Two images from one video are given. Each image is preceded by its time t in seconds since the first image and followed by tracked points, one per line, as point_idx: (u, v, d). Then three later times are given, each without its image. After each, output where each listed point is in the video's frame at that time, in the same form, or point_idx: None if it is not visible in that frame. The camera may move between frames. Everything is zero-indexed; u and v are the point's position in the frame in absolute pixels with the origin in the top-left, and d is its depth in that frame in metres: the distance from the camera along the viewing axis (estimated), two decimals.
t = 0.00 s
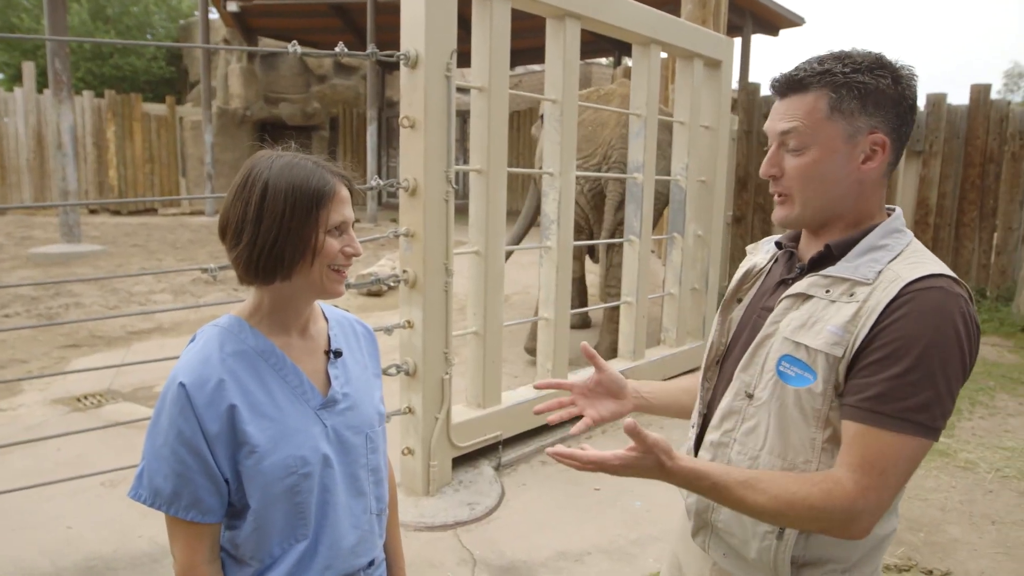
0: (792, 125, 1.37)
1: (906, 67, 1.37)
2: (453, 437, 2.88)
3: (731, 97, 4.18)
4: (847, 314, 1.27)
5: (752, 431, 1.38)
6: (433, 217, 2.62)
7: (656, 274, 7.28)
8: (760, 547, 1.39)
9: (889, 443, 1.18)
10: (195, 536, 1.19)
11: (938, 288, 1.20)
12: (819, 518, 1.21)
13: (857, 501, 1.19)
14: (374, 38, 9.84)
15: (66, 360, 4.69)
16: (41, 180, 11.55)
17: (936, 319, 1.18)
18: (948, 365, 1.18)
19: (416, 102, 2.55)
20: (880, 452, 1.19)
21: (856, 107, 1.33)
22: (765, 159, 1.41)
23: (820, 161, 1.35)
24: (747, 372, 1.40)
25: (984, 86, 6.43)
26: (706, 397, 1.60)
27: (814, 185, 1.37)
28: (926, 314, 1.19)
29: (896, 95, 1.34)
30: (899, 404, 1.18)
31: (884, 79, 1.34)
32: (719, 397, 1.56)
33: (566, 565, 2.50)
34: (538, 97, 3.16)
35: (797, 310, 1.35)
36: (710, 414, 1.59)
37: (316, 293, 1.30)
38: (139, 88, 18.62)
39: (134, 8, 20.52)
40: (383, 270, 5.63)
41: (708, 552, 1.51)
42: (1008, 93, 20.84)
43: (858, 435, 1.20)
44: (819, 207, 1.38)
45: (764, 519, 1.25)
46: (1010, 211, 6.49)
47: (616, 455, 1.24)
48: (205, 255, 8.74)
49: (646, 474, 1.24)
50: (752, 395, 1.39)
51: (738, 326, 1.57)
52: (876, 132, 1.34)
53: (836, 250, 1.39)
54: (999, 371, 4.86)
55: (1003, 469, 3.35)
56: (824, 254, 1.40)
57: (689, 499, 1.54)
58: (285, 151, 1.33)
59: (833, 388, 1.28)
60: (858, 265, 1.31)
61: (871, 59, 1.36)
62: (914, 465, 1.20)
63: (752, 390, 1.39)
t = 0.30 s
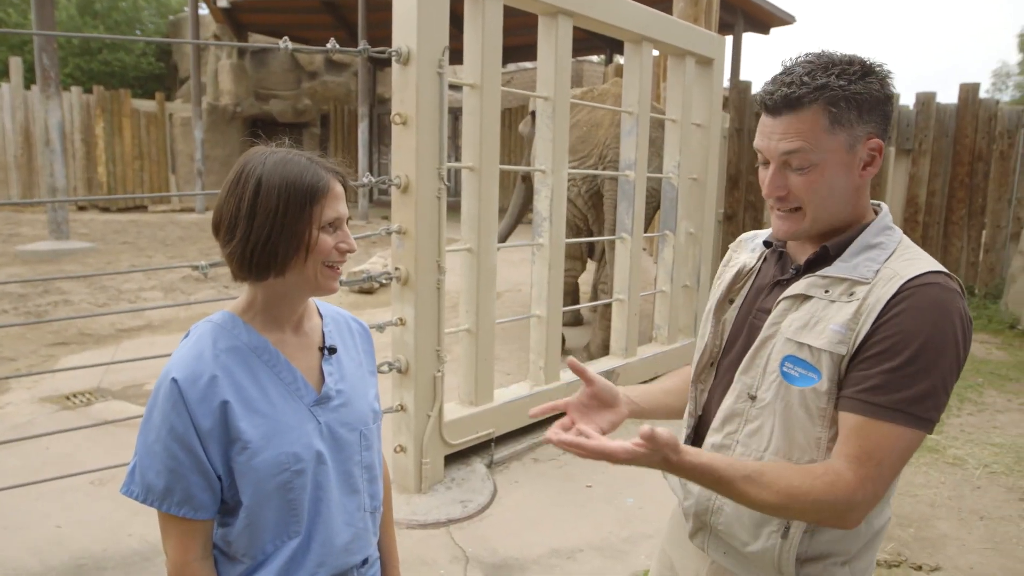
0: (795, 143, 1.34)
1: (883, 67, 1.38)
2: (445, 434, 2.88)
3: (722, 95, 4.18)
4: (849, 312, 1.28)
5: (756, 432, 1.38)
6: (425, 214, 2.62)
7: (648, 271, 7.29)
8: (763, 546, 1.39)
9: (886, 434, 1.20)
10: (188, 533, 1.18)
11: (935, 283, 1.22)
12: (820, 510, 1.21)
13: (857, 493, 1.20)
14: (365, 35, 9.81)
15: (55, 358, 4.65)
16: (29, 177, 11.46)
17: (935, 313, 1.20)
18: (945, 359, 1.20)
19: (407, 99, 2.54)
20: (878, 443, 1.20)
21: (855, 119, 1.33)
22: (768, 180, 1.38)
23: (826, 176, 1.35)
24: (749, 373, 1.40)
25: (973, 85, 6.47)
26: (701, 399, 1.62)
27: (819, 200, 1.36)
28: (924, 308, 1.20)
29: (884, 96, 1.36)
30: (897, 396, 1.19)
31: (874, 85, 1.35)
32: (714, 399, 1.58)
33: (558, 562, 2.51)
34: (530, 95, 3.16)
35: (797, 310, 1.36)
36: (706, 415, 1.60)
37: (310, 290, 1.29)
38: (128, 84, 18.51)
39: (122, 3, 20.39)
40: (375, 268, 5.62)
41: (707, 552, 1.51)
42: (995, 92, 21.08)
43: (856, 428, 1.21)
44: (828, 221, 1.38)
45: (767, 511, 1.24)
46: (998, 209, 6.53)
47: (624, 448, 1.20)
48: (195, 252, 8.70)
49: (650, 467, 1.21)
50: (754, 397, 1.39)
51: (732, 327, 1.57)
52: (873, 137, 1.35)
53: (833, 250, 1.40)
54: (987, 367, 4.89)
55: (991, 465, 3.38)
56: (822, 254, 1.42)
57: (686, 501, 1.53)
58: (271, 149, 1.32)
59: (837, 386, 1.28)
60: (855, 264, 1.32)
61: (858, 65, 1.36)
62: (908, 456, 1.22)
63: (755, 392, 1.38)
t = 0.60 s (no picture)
0: (790, 136, 1.37)
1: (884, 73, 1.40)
2: (443, 435, 2.88)
3: (719, 96, 4.19)
4: (854, 308, 1.28)
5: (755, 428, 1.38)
6: (422, 215, 2.62)
7: (646, 272, 7.31)
8: (759, 544, 1.39)
9: (889, 424, 1.20)
10: (186, 534, 1.18)
11: (943, 284, 1.25)
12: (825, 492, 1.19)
13: (862, 481, 1.19)
14: (362, 36, 9.81)
15: (53, 360, 4.65)
16: (26, 179, 11.45)
17: (940, 310, 1.23)
18: (946, 355, 1.22)
19: (405, 100, 2.54)
20: (882, 433, 1.20)
21: (850, 114, 1.34)
22: (765, 172, 1.40)
23: (820, 170, 1.36)
24: (749, 368, 1.40)
25: (969, 85, 6.48)
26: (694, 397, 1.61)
27: (814, 193, 1.37)
28: (930, 306, 1.23)
29: (880, 98, 1.37)
30: (900, 388, 1.21)
31: (870, 85, 1.37)
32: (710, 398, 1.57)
33: (557, 563, 2.51)
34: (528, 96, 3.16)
35: (800, 306, 1.36)
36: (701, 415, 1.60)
37: (307, 291, 1.29)
38: (125, 86, 18.49)
39: (119, 4, 20.38)
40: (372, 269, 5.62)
41: (699, 552, 1.51)
42: (993, 93, 21.14)
43: (861, 417, 1.21)
44: (821, 216, 1.39)
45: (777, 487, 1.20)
46: (995, 209, 6.55)
47: (670, 387, 1.13)
48: (192, 254, 8.70)
49: (683, 414, 1.15)
50: (755, 392, 1.39)
51: (730, 325, 1.57)
52: (869, 135, 1.35)
53: (836, 249, 1.39)
54: (984, 367, 4.90)
55: (989, 465, 3.38)
56: (825, 253, 1.41)
57: (682, 498, 1.52)
58: (273, 149, 1.33)
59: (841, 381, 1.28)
60: (859, 262, 1.33)
61: (854, 67, 1.38)
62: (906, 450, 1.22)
63: (756, 386, 1.38)
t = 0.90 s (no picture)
0: (781, 123, 1.38)
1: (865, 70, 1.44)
2: (438, 435, 2.87)
3: (713, 96, 4.20)
4: (839, 304, 1.29)
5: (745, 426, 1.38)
6: (416, 215, 2.61)
7: (640, 272, 7.31)
8: (756, 542, 1.40)
9: (876, 418, 1.21)
10: (176, 534, 1.18)
11: (925, 276, 1.26)
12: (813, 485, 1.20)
13: (849, 475, 1.20)
14: (355, 36, 9.80)
15: (44, 361, 4.63)
16: (17, 178, 11.40)
17: (922, 303, 1.23)
18: (930, 348, 1.23)
19: (399, 100, 2.54)
20: (868, 427, 1.21)
21: (837, 104, 1.36)
22: (754, 159, 1.40)
23: (809, 157, 1.36)
24: (737, 368, 1.40)
25: (961, 86, 6.52)
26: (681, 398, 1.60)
27: (803, 181, 1.38)
28: (913, 300, 1.23)
29: (862, 92, 1.40)
30: (885, 382, 1.22)
31: (854, 78, 1.40)
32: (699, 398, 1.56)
33: (552, 562, 2.51)
34: (522, 96, 3.16)
35: (786, 304, 1.36)
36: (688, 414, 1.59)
37: (299, 290, 1.29)
38: (116, 85, 18.42)
39: (111, 3, 20.29)
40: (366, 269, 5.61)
41: (695, 553, 1.51)
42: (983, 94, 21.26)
43: (847, 411, 1.22)
44: (807, 204, 1.40)
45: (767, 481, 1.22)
46: (986, 209, 6.58)
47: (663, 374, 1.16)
48: (185, 254, 8.67)
49: (673, 401, 1.17)
50: (744, 391, 1.38)
51: (716, 325, 1.56)
52: (853, 127, 1.38)
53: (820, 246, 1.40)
54: (975, 366, 4.93)
55: (980, 463, 3.40)
56: (808, 249, 1.41)
57: (676, 500, 1.52)
58: (258, 148, 1.32)
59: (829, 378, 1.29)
60: (843, 258, 1.33)
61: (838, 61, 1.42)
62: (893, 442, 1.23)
63: (744, 386, 1.38)
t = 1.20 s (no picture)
0: (749, 126, 1.38)
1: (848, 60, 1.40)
2: (437, 434, 2.87)
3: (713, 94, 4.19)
4: (831, 307, 1.28)
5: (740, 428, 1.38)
6: (416, 213, 2.61)
7: (639, 270, 7.31)
8: (750, 542, 1.40)
9: (869, 423, 1.21)
10: (174, 531, 1.17)
11: (919, 276, 1.25)
12: (807, 492, 1.21)
13: (844, 480, 1.20)
14: (355, 33, 9.80)
15: (43, 358, 4.62)
16: (16, 175, 11.38)
17: (917, 305, 1.22)
18: (924, 350, 1.22)
19: (398, 97, 2.53)
20: (862, 431, 1.21)
21: (809, 104, 1.35)
22: (727, 162, 1.42)
23: (780, 159, 1.37)
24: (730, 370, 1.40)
25: (961, 84, 6.51)
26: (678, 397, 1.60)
27: (776, 183, 1.38)
28: (906, 302, 1.22)
29: (842, 87, 1.37)
30: (880, 386, 1.21)
31: (831, 74, 1.37)
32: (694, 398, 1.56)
33: (551, 560, 2.51)
34: (522, 93, 3.16)
35: (778, 306, 1.35)
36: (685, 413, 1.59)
37: (297, 286, 1.28)
38: (115, 83, 18.40)
39: (109, 0, 20.27)
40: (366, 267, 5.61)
41: (693, 549, 1.52)
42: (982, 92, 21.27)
43: (841, 416, 1.23)
44: (783, 205, 1.40)
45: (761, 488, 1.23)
46: (986, 207, 6.58)
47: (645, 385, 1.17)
48: (184, 251, 8.66)
49: (658, 412, 1.19)
50: (738, 394, 1.39)
51: (711, 325, 1.56)
52: (831, 124, 1.36)
53: (811, 245, 1.39)
54: (975, 364, 4.93)
55: (980, 461, 3.40)
56: (800, 249, 1.40)
57: (671, 500, 1.52)
58: (258, 146, 1.32)
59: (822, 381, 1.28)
60: (834, 258, 1.32)
61: (814, 56, 1.39)
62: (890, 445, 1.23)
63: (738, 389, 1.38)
